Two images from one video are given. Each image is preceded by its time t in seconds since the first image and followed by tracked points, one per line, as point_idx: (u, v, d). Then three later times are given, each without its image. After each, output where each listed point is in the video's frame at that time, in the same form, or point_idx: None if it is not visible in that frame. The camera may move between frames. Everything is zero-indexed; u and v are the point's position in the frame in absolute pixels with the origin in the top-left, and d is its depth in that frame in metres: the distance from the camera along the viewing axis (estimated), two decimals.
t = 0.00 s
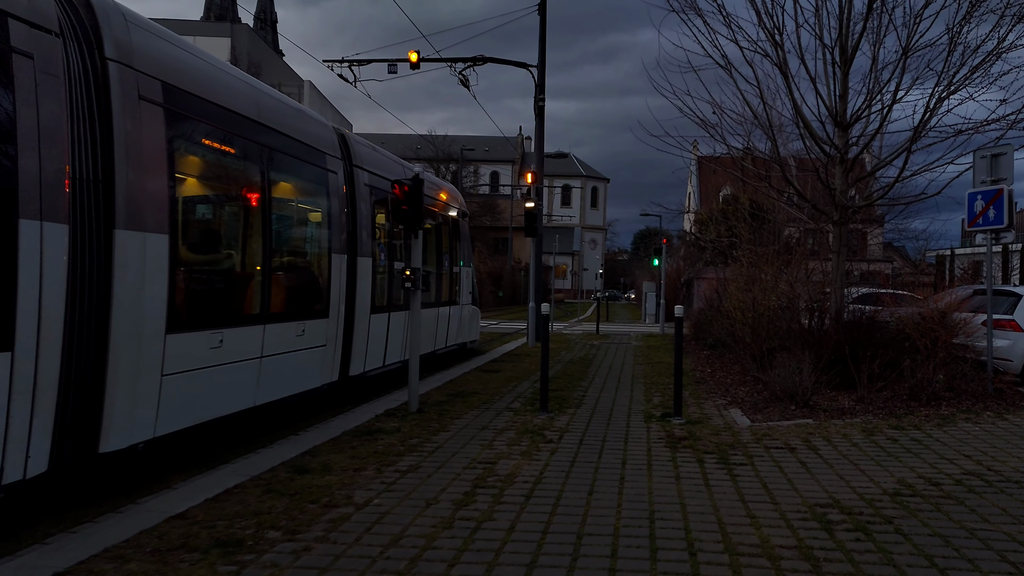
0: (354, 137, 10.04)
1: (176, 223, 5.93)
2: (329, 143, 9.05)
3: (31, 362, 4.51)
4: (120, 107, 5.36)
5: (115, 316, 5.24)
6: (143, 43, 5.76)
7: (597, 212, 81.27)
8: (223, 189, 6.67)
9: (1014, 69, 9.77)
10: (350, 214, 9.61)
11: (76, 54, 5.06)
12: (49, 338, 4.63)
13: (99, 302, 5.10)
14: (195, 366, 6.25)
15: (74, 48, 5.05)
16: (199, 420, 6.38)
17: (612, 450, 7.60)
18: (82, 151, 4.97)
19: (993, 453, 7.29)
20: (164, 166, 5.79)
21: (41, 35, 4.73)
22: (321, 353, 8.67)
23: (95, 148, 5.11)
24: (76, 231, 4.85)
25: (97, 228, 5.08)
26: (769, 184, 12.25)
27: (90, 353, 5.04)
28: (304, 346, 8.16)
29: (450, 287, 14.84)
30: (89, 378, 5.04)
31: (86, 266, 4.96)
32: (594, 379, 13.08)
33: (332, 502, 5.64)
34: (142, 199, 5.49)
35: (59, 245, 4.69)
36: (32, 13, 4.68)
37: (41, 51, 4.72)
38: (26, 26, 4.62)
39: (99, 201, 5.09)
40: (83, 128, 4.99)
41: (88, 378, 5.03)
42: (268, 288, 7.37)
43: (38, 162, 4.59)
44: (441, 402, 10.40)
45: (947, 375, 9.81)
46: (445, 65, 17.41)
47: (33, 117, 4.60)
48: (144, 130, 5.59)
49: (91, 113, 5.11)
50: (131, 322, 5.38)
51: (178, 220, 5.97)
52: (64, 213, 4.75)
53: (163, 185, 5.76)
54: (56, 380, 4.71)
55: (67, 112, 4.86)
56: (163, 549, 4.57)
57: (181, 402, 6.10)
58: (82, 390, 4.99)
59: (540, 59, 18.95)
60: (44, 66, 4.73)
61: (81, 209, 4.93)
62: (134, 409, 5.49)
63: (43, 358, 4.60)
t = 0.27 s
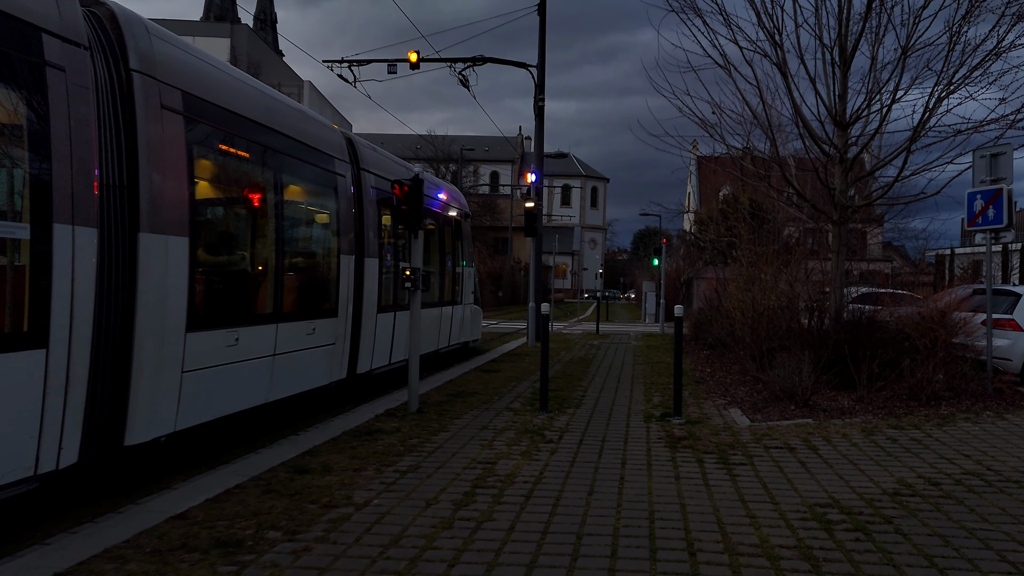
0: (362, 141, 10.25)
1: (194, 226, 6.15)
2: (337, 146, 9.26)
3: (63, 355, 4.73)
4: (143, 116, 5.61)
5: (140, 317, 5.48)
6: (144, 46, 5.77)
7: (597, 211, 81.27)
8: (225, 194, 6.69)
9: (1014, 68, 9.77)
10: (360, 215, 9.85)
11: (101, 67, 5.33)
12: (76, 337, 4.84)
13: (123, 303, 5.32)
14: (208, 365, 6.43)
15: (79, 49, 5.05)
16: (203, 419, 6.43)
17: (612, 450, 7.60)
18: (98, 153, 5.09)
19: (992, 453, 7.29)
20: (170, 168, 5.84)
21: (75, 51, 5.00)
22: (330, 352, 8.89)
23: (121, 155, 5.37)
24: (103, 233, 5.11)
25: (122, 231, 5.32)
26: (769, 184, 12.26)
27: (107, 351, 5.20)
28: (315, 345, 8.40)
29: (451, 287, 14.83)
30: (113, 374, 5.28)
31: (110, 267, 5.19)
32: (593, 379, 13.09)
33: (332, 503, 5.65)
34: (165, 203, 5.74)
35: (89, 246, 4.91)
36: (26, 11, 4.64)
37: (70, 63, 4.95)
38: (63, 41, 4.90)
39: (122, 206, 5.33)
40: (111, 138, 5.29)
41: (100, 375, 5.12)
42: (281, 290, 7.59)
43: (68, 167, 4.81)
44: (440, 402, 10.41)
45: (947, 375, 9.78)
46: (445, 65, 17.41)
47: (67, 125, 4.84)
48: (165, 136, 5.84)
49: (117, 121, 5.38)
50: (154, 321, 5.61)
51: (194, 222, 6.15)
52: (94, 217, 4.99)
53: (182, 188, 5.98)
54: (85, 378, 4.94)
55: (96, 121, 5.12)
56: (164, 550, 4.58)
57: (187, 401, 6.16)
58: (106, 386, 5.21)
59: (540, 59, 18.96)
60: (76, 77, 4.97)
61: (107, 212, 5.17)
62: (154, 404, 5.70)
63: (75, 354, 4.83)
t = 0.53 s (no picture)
0: (370, 146, 10.51)
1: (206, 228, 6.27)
2: (345, 150, 9.51)
3: (94, 354, 4.97)
4: (167, 125, 5.88)
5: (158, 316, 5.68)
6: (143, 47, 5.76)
7: (597, 211, 81.26)
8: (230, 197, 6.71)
9: (1013, 68, 9.76)
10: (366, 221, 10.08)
11: (129, 80, 5.62)
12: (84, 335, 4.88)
13: (144, 305, 5.51)
14: (216, 365, 6.53)
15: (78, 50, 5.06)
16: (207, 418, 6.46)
17: (611, 450, 7.60)
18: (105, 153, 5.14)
19: (992, 453, 7.29)
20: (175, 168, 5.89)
21: (93, 59, 5.17)
22: (338, 350, 9.15)
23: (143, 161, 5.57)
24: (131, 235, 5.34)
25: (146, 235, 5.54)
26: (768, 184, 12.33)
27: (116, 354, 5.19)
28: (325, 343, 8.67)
29: (450, 287, 14.83)
30: (131, 374, 5.42)
31: (136, 270, 5.41)
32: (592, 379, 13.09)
33: (331, 503, 5.64)
34: (185, 207, 5.97)
35: (118, 249, 5.17)
36: (25, 11, 4.63)
37: (90, 70, 5.14)
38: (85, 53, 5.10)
39: (146, 211, 5.54)
40: (135, 145, 5.49)
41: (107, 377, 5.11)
42: (294, 291, 7.87)
43: (98, 173, 5.05)
44: (440, 402, 10.41)
45: (946, 375, 9.77)
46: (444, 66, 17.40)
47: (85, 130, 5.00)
48: (187, 143, 6.10)
49: (143, 130, 5.64)
50: (176, 320, 5.86)
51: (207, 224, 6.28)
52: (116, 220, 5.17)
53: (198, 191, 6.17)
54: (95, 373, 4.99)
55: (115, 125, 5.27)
56: (162, 550, 4.57)
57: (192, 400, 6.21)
58: (130, 384, 5.42)
59: (539, 59, 18.95)
60: (99, 88, 5.19)
61: (136, 219, 5.42)
62: (176, 399, 5.97)
63: (103, 354, 5.06)
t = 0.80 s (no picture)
0: (378, 151, 10.87)
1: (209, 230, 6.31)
2: (352, 154, 9.79)
3: (128, 351, 5.31)
4: (192, 134, 6.23)
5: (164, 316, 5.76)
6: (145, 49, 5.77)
7: (596, 211, 81.26)
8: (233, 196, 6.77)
9: (1012, 68, 9.76)
10: (375, 226, 10.44)
11: (158, 92, 5.96)
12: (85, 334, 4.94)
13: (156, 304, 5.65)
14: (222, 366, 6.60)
15: (75, 51, 5.05)
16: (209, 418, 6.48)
17: (610, 450, 7.60)
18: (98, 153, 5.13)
19: (991, 452, 7.28)
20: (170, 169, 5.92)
21: (96, 62, 5.23)
22: (348, 349, 9.48)
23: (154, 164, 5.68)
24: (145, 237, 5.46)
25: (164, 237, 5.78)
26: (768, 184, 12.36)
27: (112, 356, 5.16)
28: (337, 342, 9.01)
29: (450, 287, 14.83)
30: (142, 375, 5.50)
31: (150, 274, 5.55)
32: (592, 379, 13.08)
33: (330, 503, 5.64)
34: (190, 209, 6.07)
35: (149, 251, 5.49)
36: (22, 12, 4.61)
37: (94, 72, 5.19)
38: (85, 54, 5.14)
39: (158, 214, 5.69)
40: (142, 147, 5.54)
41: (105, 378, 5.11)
42: (307, 290, 8.20)
43: (122, 178, 5.30)
44: (439, 402, 10.41)
45: (946, 374, 9.78)
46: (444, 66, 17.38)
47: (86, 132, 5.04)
48: (210, 151, 6.44)
49: (170, 140, 6.01)
50: (202, 320, 6.21)
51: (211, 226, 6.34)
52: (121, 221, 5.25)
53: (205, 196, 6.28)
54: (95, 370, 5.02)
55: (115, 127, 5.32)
56: (161, 551, 4.57)
57: (193, 403, 6.22)
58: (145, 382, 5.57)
59: (539, 59, 18.94)
60: (102, 91, 5.23)
61: (162, 225, 5.75)
62: (204, 394, 6.35)
63: (125, 353, 5.28)
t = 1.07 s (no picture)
0: (387, 156, 11.21)
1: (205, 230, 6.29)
2: (354, 157, 9.85)
3: (163, 347, 5.69)
4: (218, 143, 6.59)
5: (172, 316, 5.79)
6: (145, 52, 5.76)
7: (595, 211, 81.30)
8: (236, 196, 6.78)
9: (1011, 68, 9.77)
10: (383, 228, 10.78)
11: (189, 105, 6.33)
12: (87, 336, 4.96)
13: (159, 304, 5.67)
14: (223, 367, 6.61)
15: (73, 52, 5.01)
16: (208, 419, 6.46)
17: (610, 450, 7.61)
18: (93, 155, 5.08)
19: (992, 453, 7.28)
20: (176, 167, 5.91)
21: (96, 63, 5.22)
22: (360, 347, 9.84)
23: (156, 165, 5.68)
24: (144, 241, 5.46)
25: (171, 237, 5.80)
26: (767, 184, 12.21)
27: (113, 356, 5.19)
28: (351, 339, 9.37)
29: (450, 288, 14.84)
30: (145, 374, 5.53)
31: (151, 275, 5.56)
32: (592, 379, 13.08)
33: (330, 504, 5.64)
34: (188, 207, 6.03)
35: (180, 254, 5.86)
36: (21, 12, 4.54)
37: (94, 74, 5.17)
38: (84, 55, 5.10)
39: (161, 214, 5.68)
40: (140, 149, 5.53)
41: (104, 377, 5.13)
42: (321, 291, 8.55)
43: (153, 184, 5.62)
44: (439, 402, 10.42)
45: (945, 374, 9.79)
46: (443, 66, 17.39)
47: (81, 133, 4.99)
48: (233, 158, 6.77)
49: (199, 148, 6.36)
50: (226, 317, 6.56)
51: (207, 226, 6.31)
52: (118, 218, 5.24)
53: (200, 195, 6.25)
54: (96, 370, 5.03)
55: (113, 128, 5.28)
56: (161, 552, 4.57)
57: (192, 402, 6.21)
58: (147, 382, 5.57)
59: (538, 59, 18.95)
60: (96, 91, 5.17)
61: (192, 228, 6.11)
62: (228, 388, 6.70)
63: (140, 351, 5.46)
